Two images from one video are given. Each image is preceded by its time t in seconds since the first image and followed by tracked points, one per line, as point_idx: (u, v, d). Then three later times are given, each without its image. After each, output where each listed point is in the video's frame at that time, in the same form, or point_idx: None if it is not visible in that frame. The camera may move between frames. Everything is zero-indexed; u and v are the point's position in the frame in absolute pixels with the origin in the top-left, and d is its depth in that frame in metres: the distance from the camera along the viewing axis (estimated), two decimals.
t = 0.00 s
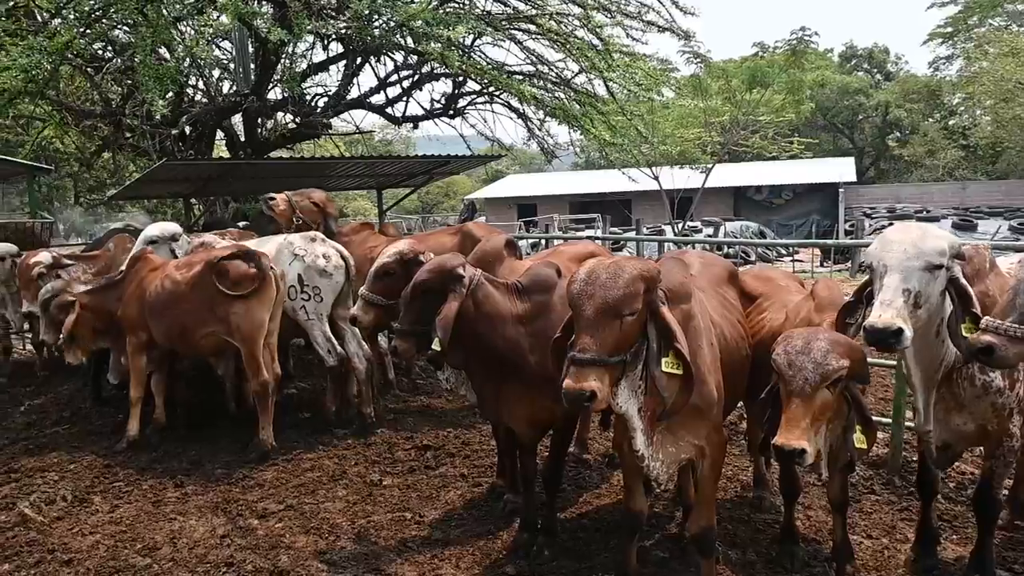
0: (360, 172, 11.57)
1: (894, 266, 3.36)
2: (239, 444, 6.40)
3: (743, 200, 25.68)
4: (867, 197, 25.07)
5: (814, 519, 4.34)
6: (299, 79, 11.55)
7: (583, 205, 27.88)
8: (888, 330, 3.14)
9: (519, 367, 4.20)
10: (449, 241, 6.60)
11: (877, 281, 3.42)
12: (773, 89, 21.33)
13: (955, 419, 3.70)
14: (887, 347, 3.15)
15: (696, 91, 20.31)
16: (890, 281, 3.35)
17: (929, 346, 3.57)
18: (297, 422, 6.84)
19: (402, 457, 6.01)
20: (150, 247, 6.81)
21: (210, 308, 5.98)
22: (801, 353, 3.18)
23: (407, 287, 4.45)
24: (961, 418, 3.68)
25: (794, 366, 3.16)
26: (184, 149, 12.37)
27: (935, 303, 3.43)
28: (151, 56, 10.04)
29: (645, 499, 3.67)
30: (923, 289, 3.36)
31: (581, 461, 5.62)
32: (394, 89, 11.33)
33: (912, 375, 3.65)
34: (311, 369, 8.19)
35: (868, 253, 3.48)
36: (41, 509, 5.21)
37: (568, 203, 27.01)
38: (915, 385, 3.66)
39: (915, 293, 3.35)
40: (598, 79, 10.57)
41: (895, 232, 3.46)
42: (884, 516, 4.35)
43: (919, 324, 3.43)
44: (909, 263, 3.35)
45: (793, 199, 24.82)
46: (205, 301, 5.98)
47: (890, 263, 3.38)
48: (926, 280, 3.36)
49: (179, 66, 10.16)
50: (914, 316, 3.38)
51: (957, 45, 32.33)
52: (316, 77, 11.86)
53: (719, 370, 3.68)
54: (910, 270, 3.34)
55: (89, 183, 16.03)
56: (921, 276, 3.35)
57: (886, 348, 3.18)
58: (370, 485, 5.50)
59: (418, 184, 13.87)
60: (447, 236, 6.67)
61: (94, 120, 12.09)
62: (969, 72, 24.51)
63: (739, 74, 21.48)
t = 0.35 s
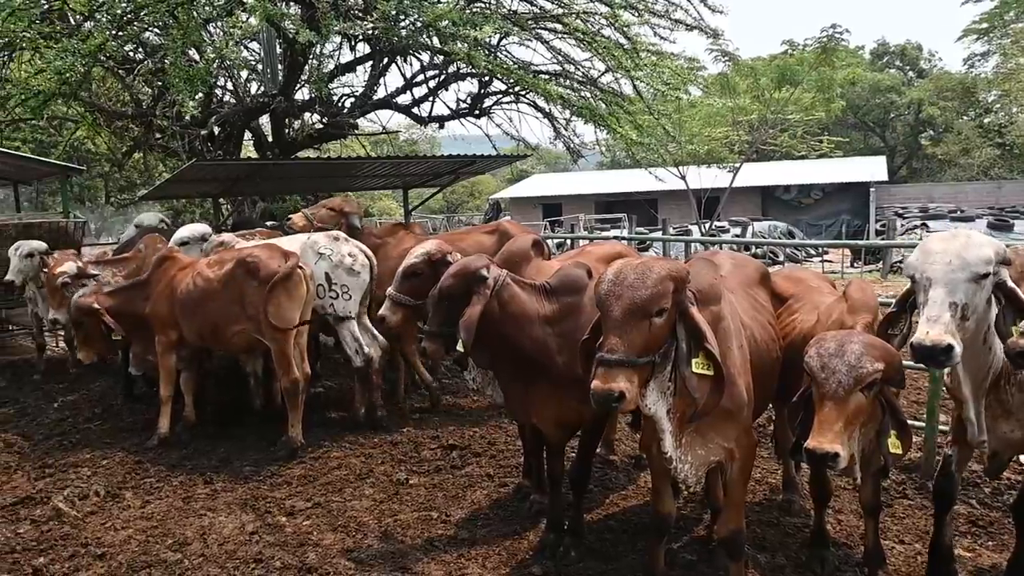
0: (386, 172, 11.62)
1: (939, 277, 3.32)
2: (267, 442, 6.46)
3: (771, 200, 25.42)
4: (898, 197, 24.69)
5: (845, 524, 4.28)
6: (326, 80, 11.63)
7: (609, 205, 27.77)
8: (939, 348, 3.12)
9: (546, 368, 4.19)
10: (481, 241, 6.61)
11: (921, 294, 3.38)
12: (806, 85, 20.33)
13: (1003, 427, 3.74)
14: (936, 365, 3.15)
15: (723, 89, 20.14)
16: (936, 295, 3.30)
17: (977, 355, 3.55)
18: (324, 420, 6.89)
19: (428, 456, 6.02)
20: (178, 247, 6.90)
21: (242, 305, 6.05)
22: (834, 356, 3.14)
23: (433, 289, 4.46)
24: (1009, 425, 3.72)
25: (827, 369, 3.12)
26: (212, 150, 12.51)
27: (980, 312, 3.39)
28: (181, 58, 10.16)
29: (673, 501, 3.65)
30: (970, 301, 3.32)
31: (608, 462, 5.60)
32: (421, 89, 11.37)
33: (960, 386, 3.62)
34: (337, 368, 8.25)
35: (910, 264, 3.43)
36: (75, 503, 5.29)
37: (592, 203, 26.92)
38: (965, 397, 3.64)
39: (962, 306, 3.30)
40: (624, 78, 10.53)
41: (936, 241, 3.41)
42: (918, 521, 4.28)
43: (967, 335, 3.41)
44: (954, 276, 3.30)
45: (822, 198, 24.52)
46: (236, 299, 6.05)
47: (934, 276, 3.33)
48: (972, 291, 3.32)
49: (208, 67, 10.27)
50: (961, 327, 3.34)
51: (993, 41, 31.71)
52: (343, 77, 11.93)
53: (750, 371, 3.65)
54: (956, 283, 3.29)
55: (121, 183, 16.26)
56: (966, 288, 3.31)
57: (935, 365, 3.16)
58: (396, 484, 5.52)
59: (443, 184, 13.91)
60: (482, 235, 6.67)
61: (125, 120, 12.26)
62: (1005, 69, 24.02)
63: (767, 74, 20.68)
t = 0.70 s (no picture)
0: (410, 171, 11.66)
1: (977, 282, 3.28)
2: (292, 439, 6.51)
3: (797, 200, 25.18)
4: (928, 197, 24.34)
5: (874, 528, 4.23)
6: (351, 79, 11.70)
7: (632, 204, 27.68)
8: (974, 355, 3.09)
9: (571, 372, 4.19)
10: (514, 238, 6.62)
11: (958, 298, 3.35)
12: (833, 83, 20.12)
13: None
14: (972, 372, 3.11)
15: (749, 88, 19.98)
16: (972, 300, 3.27)
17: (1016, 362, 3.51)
18: (348, 418, 6.93)
19: (451, 455, 6.03)
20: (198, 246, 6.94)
21: (265, 305, 6.08)
22: (863, 360, 3.10)
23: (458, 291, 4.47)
24: None
25: (856, 374, 3.07)
26: (238, 149, 12.63)
27: (1020, 317, 3.34)
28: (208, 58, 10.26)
29: (699, 503, 3.63)
30: (1008, 306, 3.28)
31: (632, 463, 5.57)
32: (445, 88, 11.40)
33: (997, 392, 3.59)
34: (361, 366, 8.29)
35: (947, 267, 3.40)
36: (104, 498, 5.37)
37: (615, 202, 26.86)
38: (1000, 403, 3.61)
39: (1000, 311, 3.27)
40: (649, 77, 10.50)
41: (975, 244, 3.37)
42: (949, 527, 4.21)
43: (1004, 341, 3.37)
44: (992, 280, 3.26)
45: (850, 198, 24.25)
46: (259, 299, 6.10)
47: (971, 279, 3.30)
48: (1010, 296, 3.28)
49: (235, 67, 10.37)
50: (998, 333, 3.31)
51: None
52: (368, 77, 12.00)
53: (779, 374, 3.61)
54: (993, 287, 3.26)
55: (149, 182, 16.46)
56: (1005, 293, 3.27)
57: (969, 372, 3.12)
58: (420, 483, 5.53)
59: (466, 183, 13.94)
60: (514, 232, 6.69)
61: (153, 120, 12.41)
62: None
63: (795, 73, 20.19)
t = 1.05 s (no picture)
0: (435, 170, 11.69)
1: (1009, 282, 3.26)
2: (317, 437, 6.55)
3: (825, 199, 24.89)
4: (960, 196, 23.95)
5: (905, 533, 4.16)
6: (376, 79, 11.77)
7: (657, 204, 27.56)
8: (1005, 354, 3.07)
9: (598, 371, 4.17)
10: (547, 237, 6.65)
11: (989, 299, 3.33)
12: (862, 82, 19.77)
13: None
14: (1004, 372, 3.08)
15: (777, 87, 19.80)
16: (1003, 299, 3.24)
17: None
18: (372, 416, 6.96)
19: (474, 454, 6.03)
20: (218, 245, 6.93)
21: (292, 305, 6.13)
22: (892, 366, 3.05)
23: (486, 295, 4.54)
24: None
25: (884, 380, 3.02)
26: (265, 149, 12.75)
27: None
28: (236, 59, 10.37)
29: (727, 505, 3.60)
30: None
31: (656, 464, 5.54)
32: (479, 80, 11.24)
33: None
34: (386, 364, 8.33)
35: (979, 268, 3.40)
36: (133, 494, 5.43)
37: (639, 202, 26.78)
38: None
39: None
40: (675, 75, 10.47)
41: (1006, 245, 3.37)
42: (982, 532, 4.13)
43: None
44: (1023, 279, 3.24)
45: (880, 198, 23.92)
46: (284, 299, 6.14)
47: (1002, 280, 3.29)
48: None
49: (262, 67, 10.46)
50: None
51: None
52: (393, 76, 12.06)
53: (809, 377, 3.56)
54: None
55: (177, 181, 16.66)
56: None
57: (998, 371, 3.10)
58: (444, 481, 5.54)
59: (490, 183, 13.95)
60: (546, 232, 6.71)
61: (181, 121, 12.56)
62: None
63: (823, 71, 20.17)
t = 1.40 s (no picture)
0: (455, 169, 11.69)
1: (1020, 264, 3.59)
2: (337, 435, 6.57)
3: (849, 198, 24.61)
4: (986, 195, 23.61)
5: (930, 536, 4.11)
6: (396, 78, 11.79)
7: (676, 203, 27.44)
8: (997, 330, 3.37)
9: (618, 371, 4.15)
10: (575, 236, 6.63)
11: (1001, 278, 3.66)
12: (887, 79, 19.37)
13: None
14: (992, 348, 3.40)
15: (800, 85, 19.62)
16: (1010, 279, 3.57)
17: None
18: (392, 415, 6.98)
19: (493, 453, 6.03)
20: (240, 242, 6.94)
21: (316, 303, 6.16)
22: (922, 377, 3.00)
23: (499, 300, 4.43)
24: None
25: (913, 392, 2.97)
26: (285, 149, 12.81)
27: None
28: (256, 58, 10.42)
29: (750, 507, 3.57)
30: None
31: (677, 464, 5.50)
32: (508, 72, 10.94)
33: None
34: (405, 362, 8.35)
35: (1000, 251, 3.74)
36: (155, 489, 5.47)
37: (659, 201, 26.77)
38: None
39: None
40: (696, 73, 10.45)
41: None
42: (1010, 536, 4.06)
43: None
44: None
45: (905, 196, 23.62)
46: (309, 296, 6.16)
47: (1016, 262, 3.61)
48: None
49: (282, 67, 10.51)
50: None
51: None
52: (412, 75, 12.10)
53: (836, 378, 3.53)
54: None
55: (198, 180, 16.79)
56: None
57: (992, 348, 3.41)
58: (464, 480, 5.53)
59: (509, 181, 13.92)
60: (572, 231, 6.68)
61: (202, 120, 12.66)
62: None
63: (847, 68, 19.87)
